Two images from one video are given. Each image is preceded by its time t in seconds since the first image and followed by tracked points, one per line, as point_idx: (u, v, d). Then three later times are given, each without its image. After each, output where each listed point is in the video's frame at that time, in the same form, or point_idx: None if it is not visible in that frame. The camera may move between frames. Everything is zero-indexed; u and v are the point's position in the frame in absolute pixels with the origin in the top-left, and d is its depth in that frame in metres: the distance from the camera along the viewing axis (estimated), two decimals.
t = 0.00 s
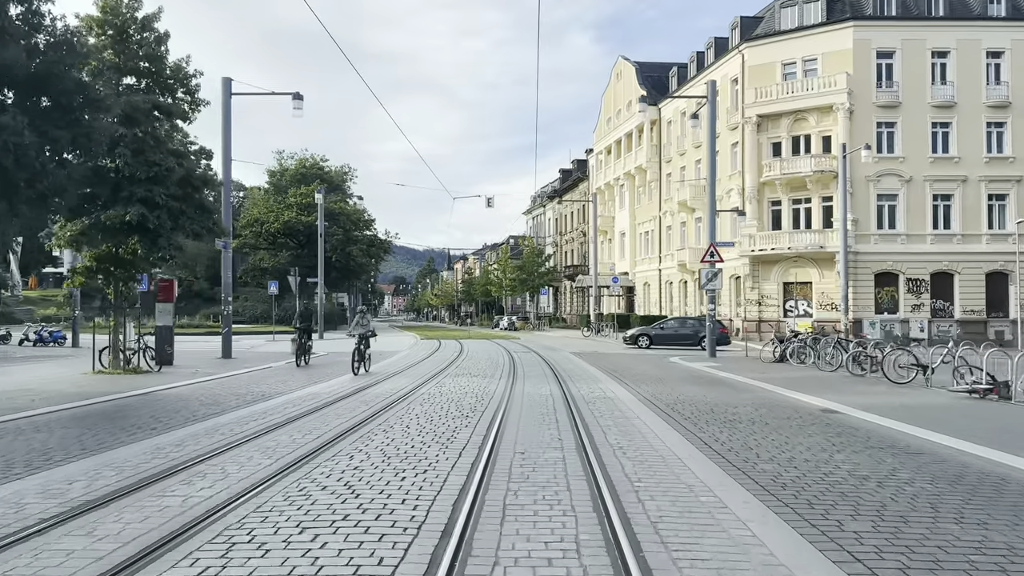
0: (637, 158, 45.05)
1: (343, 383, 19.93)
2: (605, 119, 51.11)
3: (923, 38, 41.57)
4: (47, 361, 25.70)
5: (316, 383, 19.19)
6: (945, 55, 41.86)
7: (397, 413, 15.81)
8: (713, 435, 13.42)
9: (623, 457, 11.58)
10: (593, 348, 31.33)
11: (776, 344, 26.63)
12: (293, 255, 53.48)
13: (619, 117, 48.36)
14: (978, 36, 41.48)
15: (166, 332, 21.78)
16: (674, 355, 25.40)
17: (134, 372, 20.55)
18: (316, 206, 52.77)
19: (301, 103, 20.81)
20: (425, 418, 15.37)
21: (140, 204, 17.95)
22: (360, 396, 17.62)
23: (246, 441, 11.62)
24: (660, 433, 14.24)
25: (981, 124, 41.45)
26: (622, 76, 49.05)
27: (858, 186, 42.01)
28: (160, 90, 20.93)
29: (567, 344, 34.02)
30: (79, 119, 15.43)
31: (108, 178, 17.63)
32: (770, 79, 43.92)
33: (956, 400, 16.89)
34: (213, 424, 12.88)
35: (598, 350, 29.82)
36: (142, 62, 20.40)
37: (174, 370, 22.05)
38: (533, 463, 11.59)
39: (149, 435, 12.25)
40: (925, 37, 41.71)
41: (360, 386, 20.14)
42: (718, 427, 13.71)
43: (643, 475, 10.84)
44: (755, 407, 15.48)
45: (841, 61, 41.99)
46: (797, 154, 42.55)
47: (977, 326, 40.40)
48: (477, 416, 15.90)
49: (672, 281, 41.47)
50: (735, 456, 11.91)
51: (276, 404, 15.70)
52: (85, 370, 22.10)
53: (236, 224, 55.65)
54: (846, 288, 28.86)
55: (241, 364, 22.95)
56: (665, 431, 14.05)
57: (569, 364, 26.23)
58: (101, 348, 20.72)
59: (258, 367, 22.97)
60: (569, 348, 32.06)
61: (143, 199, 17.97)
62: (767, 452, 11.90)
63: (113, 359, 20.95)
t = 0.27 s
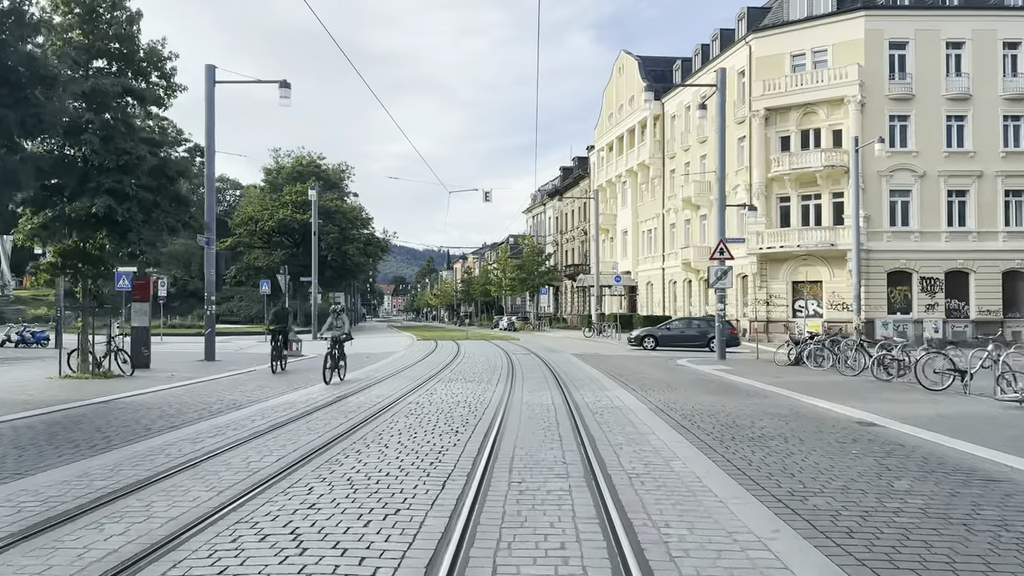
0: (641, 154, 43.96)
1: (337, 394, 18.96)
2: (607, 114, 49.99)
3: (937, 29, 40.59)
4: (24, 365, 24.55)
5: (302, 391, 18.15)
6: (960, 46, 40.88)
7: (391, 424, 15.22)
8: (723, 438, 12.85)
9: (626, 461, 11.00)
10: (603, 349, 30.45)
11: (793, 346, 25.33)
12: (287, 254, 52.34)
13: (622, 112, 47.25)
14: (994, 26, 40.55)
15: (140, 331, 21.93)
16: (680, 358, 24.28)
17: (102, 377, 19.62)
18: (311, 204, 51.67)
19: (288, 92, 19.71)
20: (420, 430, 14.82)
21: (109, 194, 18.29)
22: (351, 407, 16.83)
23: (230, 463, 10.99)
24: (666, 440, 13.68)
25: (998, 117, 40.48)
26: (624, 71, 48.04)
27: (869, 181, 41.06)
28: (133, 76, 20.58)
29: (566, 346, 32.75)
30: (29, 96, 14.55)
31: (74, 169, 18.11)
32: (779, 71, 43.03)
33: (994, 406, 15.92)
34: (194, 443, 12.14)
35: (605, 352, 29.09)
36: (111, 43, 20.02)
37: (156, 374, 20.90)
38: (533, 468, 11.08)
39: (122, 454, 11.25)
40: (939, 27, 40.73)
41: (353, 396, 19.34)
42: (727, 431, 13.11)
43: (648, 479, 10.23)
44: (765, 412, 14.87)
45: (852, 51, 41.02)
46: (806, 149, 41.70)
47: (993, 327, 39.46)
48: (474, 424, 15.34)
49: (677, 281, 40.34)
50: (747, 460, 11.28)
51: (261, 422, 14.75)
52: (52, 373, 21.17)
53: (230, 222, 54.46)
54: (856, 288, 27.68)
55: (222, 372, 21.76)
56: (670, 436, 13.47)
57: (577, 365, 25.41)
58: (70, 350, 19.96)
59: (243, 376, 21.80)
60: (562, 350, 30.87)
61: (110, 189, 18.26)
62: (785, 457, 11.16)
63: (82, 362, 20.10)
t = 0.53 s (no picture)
0: (643, 151, 42.96)
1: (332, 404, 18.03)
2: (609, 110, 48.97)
3: (953, 19, 39.65)
4: (0, 368, 23.54)
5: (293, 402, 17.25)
6: (975, 36, 39.95)
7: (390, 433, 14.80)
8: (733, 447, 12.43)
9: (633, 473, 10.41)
10: (607, 350, 29.69)
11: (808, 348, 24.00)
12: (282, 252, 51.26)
13: (624, 108, 46.23)
14: (1011, 16, 39.65)
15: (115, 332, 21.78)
16: (688, 361, 23.20)
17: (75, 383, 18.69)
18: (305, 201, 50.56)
19: (274, 80, 18.68)
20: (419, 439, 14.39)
21: (71, 182, 18.59)
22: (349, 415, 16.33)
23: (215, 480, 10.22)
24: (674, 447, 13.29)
25: (1014, 110, 39.58)
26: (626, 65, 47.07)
27: (882, 176, 40.16)
28: (100, 54, 19.86)
29: (566, 346, 31.85)
30: None
31: (35, 158, 18.40)
32: (788, 63, 42.20)
33: None
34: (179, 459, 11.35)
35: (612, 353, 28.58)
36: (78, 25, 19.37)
37: (135, 381, 19.83)
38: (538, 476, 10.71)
39: (92, 472, 10.29)
40: (955, 17, 39.80)
41: (349, 401, 18.78)
42: (740, 442, 12.40)
43: (665, 501, 9.37)
44: (775, 418, 14.39)
45: (864, 42, 40.15)
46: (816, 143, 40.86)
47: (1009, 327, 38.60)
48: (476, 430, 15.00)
49: (682, 280, 39.32)
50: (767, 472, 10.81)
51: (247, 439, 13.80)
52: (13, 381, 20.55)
53: (224, 219, 53.45)
54: (869, 287, 26.71)
55: (205, 379, 20.71)
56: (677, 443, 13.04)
57: (583, 366, 24.78)
58: (33, 354, 19.40)
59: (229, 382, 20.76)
60: (560, 351, 29.87)
61: (73, 178, 18.56)
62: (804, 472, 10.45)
63: (46, 368, 19.59)
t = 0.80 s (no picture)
0: (646, 147, 41.92)
1: (322, 413, 17.10)
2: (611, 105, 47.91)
3: (969, 8, 38.64)
4: None
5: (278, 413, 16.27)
6: (992, 26, 38.95)
7: (382, 447, 14.26)
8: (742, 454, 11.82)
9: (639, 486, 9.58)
10: (612, 351, 28.85)
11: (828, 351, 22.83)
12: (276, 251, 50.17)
13: (626, 103, 45.17)
14: None
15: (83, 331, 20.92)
16: (698, 364, 22.16)
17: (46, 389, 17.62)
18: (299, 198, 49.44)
19: (258, 66, 17.62)
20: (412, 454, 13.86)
21: (27, 169, 18.17)
22: (341, 427, 15.76)
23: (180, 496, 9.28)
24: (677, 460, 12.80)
25: None
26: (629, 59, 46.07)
27: (896, 171, 39.14)
28: (63, 30, 19.30)
29: (567, 348, 30.82)
30: None
31: None
32: (798, 54, 41.23)
33: None
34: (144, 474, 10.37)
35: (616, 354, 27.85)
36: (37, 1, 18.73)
37: (109, 387, 18.75)
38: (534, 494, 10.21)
39: (49, 490, 9.35)
40: (971, 6, 38.79)
41: (341, 409, 18.15)
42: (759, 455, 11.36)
43: (678, 521, 8.44)
44: (785, 425, 13.70)
45: (876, 31, 39.16)
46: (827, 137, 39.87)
47: None
48: (471, 444, 14.49)
49: (685, 279, 38.29)
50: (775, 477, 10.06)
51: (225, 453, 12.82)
52: None
53: (218, 218, 52.38)
54: (883, 286, 25.50)
55: (186, 386, 19.64)
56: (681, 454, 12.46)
57: (586, 366, 24.07)
58: None
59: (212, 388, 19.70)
60: (560, 353, 28.78)
61: (27, 165, 18.12)
62: (823, 479, 9.49)
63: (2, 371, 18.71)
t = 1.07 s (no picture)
0: (649, 143, 40.94)
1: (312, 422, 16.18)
2: (612, 101, 46.88)
3: None
4: None
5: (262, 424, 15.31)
6: (1010, 14, 37.98)
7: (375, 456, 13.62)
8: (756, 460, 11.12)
9: (650, 498, 8.77)
10: (614, 352, 27.99)
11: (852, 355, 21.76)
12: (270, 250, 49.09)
13: (628, 98, 44.13)
14: None
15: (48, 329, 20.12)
16: (708, 368, 21.11)
17: (12, 396, 16.55)
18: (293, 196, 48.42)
19: (240, 51, 16.60)
20: (406, 462, 13.21)
21: None
22: (332, 436, 15.08)
23: (151, 513, 8.38)
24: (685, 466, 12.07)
25: None
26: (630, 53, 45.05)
27: (911, 165, 38.15)
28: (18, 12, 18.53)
29: (568, 349, 29.87)
30: None
31: None
32: (808, 44, 40.22)
33: None
34: (113, 488, 9.46)
35: (619, 355, 27.10)
36: None
37: (83, 393, 17.69)
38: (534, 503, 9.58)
39: None
40: None
41: (334, 416, 17.45)
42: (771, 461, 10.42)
43: (701, 546, 7.46)
44: (799, 429, 13.00)
45: (890, 20, 38.14)
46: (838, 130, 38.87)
47: None
48: (468, 452, 13.87)
49: (690, 279, 37.33)
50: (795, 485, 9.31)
51: (204, 465, 11.87)
52: None
53: (211, 216, 51.30)
54: (897, 285, 24.36)
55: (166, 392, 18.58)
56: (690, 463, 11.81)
57: (589, 368, 23.32)
58: None
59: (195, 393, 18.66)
60: (561, 355, 27.73)
61: None
62: (855, 494, 8.62)
63: None
